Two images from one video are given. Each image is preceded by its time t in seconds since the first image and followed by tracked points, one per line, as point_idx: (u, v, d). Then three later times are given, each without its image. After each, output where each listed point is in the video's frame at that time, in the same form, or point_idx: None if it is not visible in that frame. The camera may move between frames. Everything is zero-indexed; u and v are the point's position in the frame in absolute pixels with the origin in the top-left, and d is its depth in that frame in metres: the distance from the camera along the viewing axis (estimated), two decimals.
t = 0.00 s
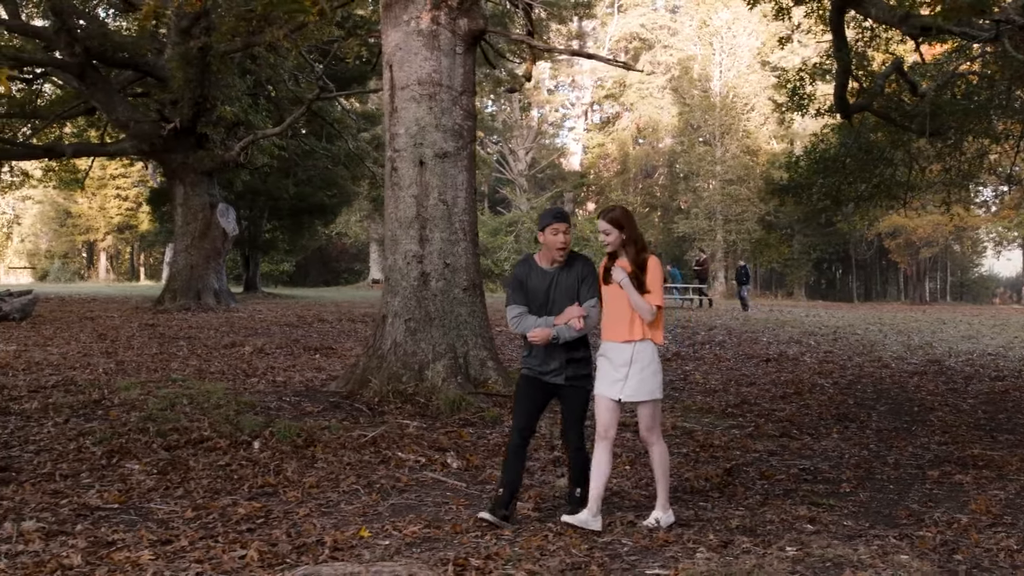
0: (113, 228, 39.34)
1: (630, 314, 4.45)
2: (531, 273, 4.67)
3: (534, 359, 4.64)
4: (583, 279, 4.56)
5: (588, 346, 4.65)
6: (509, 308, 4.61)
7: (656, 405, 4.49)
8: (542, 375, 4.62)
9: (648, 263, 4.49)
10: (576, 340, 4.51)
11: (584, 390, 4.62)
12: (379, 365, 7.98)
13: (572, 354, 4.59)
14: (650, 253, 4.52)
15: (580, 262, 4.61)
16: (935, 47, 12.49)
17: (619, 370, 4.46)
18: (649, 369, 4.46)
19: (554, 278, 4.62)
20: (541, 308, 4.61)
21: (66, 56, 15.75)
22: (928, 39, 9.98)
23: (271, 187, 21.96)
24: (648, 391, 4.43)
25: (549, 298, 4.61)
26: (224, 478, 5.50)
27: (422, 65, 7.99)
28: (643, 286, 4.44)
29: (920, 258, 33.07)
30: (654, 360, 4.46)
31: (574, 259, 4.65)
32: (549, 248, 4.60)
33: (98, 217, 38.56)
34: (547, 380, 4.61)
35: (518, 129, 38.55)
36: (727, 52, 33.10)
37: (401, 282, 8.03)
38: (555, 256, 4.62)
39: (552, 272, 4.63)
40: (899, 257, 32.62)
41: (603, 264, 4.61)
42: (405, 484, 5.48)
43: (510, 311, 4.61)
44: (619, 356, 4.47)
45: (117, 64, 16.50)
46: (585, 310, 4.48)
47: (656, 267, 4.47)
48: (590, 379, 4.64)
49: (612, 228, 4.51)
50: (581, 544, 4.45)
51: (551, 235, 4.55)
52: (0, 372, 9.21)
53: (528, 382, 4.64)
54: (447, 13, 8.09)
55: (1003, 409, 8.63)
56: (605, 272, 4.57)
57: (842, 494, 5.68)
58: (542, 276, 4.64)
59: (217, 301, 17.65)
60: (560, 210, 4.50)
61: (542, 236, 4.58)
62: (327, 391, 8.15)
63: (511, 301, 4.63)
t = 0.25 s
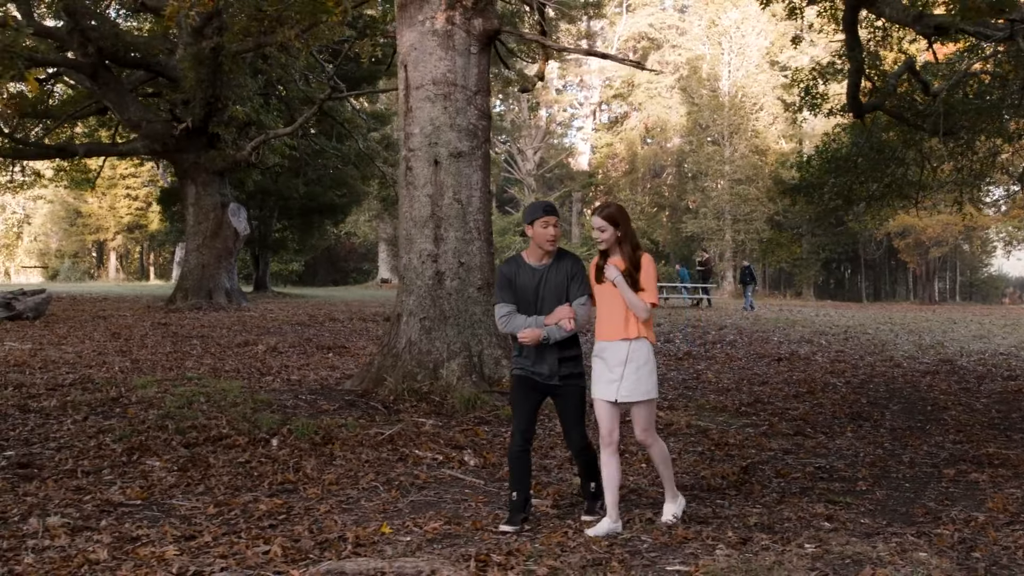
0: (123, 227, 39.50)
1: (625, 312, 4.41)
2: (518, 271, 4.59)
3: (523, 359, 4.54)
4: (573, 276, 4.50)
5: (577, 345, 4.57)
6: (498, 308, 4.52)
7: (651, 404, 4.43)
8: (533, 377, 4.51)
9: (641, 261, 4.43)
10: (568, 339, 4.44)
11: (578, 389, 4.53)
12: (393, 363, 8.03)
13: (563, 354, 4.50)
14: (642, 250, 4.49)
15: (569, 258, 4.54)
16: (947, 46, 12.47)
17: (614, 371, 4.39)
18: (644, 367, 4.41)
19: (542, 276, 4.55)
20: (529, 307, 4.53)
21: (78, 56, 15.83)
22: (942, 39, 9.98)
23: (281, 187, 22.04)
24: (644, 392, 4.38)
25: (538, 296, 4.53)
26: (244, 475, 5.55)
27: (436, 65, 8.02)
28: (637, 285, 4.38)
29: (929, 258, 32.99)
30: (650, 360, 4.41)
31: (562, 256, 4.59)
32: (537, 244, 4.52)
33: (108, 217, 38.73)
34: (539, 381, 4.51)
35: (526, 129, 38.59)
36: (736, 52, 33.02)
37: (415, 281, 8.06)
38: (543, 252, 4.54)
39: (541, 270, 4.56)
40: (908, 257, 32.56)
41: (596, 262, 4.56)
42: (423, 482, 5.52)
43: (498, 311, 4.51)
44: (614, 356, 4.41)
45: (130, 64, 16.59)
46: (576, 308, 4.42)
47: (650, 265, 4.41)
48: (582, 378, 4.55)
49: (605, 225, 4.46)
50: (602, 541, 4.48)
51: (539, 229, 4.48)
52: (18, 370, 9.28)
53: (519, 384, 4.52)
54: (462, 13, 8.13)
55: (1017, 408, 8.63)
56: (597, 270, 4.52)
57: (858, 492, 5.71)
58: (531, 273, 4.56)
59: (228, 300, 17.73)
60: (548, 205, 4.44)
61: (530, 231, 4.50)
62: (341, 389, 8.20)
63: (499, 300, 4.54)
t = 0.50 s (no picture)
0: (133, 226, 39.66)
1: (618, 307, 4.40)
2: (508, 255, 4.62)
3: (512, 343, 4.57)
4: (563, 261, 4.53)
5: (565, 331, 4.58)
6: (488, 290, 4.57)
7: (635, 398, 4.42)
8: (519, 363, 4.54)
9: (635, 255, 4.44)
10: (557, 325, 4.48)
11: (564, 371, 4.53)
12: (408, 362, 8.07)
13: (550, 340, 4.52)
14: (639, 248, 4.48)
15: (559, 244, 4.58)
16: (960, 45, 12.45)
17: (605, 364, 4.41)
18: (635, 364, 4.40)
19: (531, 261, 4.58)
20: (519, 291, 4.57)
21: (90, 55, 15.90)
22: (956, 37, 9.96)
23: (291, 186, 22.11)
24: (631, 387, 4.40)
25: (527, 281, 4.57)
26: (264, 472, 5.59)
27: (451, 64, 8.06)
28: (631, 280, 4.39)
29: (938, 257, 32.90)
30: (641, 356, 4.40)
31: (553, 242, 4.62)
32: (528, 228, 4.55)
33: (118, 216, 38.90)
34: (527, 369, 4.53)
35: (534, 128, 38.60)
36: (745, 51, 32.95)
37: (430, 279, 8.10)
38: (533, 237, 4.57)
39: (531, 254, 4.59)
40: (917, 257, 32.49)
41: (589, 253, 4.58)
42: (442, 479, 5.55)
43: (489, 294, 4.56)
44: (604, 351, 4.42)
45: (141, 64, 16.66)
46: (566, 294, 4.46)
47: (643, 259, 4.42)
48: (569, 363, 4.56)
49: (600, 218, 4.46)
50: (622, 537, 4.52)
51: (528, 213, 4.50)
52: (35, 368, 9.35)
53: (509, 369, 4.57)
54: (476, 12, 8.15)
55: None
56: (590, 261, 4.54)
57: (875, 490, 5.72)
58: (520, 257, 4.60)
59: (240, 299, 17.81)
60: (539, 190, 4.46)
61: (519, 214, 4.52)
62: (356, 387, 8.24)
63: (489, 282, 4.58)
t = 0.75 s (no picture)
0: (142, 226, 39.83)
1: (610, 308, 4.30)
2: (500, 259, 4.55)
3: (503, 347, 4.52)
4: (556, 265, 4.47)
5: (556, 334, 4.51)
6: (480, 294, 4.50)
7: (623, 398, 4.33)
8: (509, 367, 4.49)
9: (628, 255, 4.32)
10: (549, 328, 4.40)
11: (550, 377, 4.47)
12: (423, 361, 8.11)
13: (539, 341, 4.45)
14: (634, 247, 4.36)
15: (552, 247, 4.51)
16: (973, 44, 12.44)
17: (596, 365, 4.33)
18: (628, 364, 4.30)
19: (524, 264, 4.51)
20: (511, 294, 4.50)
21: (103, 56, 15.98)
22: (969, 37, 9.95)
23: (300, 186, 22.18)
24: (619, 387, 4.28)
25: (518, 284, 4.50)
26: (284, 470, 5.64)
27: (466, 65, 8.09)
28: (622, 280, 4.27)
29: (947, 258, 32.84)
30: (634, 357, 4.29)
31: (546, 246, 4.55)
32: (520, 231, 4.47)
33: (128, 216, 39.08)
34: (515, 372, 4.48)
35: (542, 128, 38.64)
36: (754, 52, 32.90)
37: (444, 279, 8.13)
38: (526, 240, 4.50)
39: (522, 258, 4.52)
40: (927, 257, 32.45)
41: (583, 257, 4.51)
42: (459, 477, 5.59)
43: (481, 297, 4.49)
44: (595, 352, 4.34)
45: (153, 65, 16.73)
46: (558, 298, 4.39)
47: (637, 260, 4.30)
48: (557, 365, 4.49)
49: (593, 220, 4.35)
50: (641, 534, 4.54)
51: (521, 218, 4.42)
52: (52, 367, 9.41)
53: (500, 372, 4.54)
54: (491, 13, 8.19)
55: None
56: (583, 264, 4.47)
57: (891, 488, 5.74)
58: (512, 261, 4.52)
59: (251, 299, 17.89)
60: (533, 194, 4.39)
61: (512, 219, 4.46)
62: (371, 386, 8.29)
63: (481, 286, 4.52)
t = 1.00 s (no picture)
0: (153, 226, 40.01)
1: (595, 312, 4.29)
2: (493, 260, 4.47)
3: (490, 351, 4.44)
4: (548, 269, 4.38)
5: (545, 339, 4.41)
6: (469, 296, 4.43)
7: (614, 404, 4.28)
8: (496, 371, 4.40)
9: (617, 259, 4.33)
10: (536, 334, 4.32)
11: (533, 387, 4.34)
12: (438, 360, 8.15)
13: (525, 347, 4.34)
14: (624, 251, 4.37)
15: (545, 251, 4.41)
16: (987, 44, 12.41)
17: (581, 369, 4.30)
18: (612, 369, 4.29)
19: (515, 267, 4.42)
20: (501, 297, 4.42)
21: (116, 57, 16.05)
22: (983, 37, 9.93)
23: (311, 186, 22.27)
24: (604, 394, 4.26)
25: (509, 288, 4.41)
26: (304, 467, 5.68)
27: (481, 66, 8.13)
28: (609, 284, 4.27)
29: (957, 258, 32.76)
30: (617, 361, 4.27)
31: (540, 250, 4.45)
32: (515, 234, 4.40)
33: (138, 216, 39.27)
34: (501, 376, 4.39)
35: (551, 128, 38.66)
36: (762, 53, 32.85)
37: (459, 278, 8.17)
38: (519, 243, 4.43)
39: (514, 261, 4.43)
40: (937, 258, 32.36)
41: (576, 261, 4.43)
42: (478, 475, 5.63)
43: (470, 299, 4.42)
44: (580, 356, 4.31)
45: (166, 66, 16.80)
46: (546, 303, 4.30)
47: (626, 264, 4.30)
48: (544, 373, 4.39)
49: (586, 222, 4.37)
50: (661, 532, 4.58)
51: (518, 220, 4.34)
52: (68, 366, 9.48)
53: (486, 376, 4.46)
54: (506, 13, 8.22)
55: None
56: (573, 266, 4.41)
57: (909, 487, 5.76)
58: (504, 264, 4.45)
59: (262, 299, 17.96)
60: (529, 197, 4.30)
61: (509, 222, 4.37)
62: (386, 386, 8.33)
63: (472, 287, 4.45)
